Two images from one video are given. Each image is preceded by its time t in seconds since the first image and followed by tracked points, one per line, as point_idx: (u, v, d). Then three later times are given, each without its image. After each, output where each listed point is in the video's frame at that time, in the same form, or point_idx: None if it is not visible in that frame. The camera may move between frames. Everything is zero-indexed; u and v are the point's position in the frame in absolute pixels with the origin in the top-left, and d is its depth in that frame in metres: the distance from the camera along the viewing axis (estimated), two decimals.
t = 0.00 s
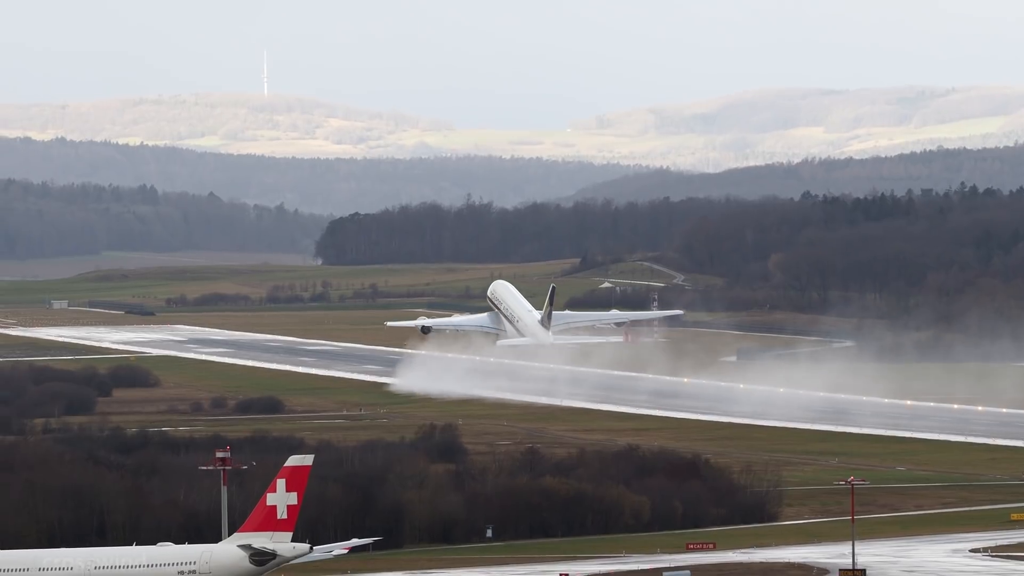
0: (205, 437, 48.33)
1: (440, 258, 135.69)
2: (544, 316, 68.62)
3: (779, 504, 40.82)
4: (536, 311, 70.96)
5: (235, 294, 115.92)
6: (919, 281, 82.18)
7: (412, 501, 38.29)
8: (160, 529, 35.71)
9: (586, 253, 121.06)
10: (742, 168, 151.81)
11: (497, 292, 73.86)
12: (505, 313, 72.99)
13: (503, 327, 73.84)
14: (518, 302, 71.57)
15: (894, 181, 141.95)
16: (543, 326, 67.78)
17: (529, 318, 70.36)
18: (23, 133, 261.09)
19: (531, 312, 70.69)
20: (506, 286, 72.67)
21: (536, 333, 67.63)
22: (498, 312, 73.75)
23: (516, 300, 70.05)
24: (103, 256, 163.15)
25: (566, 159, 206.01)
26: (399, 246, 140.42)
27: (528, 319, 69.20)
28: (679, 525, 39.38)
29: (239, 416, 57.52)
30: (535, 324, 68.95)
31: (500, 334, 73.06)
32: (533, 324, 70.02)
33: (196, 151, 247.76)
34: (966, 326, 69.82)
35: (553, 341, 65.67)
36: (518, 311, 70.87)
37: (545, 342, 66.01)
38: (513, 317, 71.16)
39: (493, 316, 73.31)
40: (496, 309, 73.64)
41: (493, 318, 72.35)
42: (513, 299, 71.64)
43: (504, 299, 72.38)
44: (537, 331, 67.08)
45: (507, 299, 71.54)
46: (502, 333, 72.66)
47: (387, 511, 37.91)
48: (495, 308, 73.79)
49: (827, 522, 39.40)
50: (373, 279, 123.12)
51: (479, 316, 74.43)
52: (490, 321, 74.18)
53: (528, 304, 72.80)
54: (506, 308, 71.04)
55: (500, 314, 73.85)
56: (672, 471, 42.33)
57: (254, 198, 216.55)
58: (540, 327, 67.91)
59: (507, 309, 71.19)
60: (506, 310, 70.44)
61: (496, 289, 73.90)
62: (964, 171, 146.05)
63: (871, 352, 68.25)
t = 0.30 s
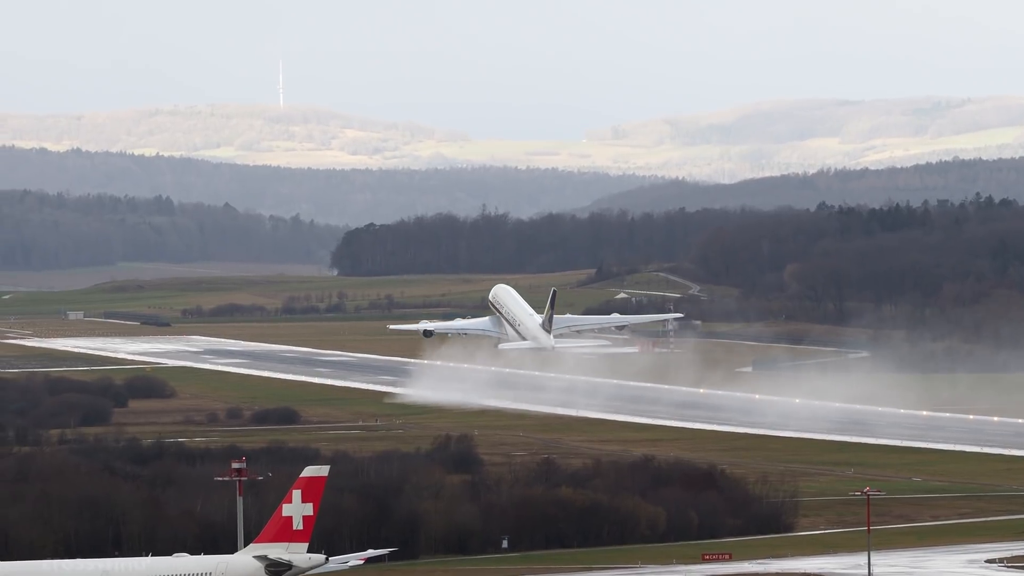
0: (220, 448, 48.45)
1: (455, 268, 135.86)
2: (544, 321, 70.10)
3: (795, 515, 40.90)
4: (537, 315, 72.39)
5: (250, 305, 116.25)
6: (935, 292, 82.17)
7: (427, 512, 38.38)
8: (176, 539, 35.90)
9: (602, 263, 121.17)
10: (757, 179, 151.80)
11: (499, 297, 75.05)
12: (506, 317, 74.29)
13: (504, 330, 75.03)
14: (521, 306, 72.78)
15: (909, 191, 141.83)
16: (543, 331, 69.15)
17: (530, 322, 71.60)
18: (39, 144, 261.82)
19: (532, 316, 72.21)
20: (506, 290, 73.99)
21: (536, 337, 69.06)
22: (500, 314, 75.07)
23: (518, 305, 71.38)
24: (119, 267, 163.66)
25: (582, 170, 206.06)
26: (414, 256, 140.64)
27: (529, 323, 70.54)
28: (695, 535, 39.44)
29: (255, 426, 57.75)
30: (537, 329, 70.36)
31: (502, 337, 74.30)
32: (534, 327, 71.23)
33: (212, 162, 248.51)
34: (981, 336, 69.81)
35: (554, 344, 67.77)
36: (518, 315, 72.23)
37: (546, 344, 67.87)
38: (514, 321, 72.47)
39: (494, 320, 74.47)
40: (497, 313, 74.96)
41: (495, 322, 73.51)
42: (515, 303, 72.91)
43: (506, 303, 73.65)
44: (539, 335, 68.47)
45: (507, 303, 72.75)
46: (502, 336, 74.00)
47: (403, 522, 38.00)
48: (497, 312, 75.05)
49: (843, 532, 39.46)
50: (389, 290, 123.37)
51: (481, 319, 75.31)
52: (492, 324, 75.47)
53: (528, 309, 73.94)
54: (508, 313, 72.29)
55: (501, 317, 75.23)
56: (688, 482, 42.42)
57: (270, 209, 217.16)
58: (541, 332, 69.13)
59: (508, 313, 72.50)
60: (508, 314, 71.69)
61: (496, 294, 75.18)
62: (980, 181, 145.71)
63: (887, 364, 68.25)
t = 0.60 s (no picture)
0: (233, 458, 48.61)
1: (468, 278, 136.01)
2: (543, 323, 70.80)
3: (807, 525, 40.91)
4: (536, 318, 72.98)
5: (263, 316, 116.51)
6: (948, 302, 82.11)
7: (440, 522, 38.39)
8: (189, 550, 36.02)
9: (615, 273, 121.29)
10: (771, 190, 151.76)
11: (497, 300, 75.72)
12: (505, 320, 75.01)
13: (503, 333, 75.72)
14: (519, 308, 73.45)
15: (923, 202, 141.68)
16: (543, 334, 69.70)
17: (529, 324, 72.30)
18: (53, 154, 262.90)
19: (531, 318, 72.83)
20: (506, 293, 74.68)
21: (536, 340, 69.74)
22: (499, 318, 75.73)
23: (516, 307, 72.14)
24: (132, 278, 164.13)
25: (594, 181, 206.42)
26: (427, 267, 140.88)
27: (528, 325, 71.17)
28: (707, 545, 39.46)
29: (267, 437, 57.90)
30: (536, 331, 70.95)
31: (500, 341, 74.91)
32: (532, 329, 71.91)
33: (225, 172, 249.27)
34: (994, 345, 69.72)
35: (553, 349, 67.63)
36: (517, 317, 72.86)
37: (546, 348, 67.44)
38: (513, 323, 73.13)
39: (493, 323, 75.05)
40: (497, 317, 75.62)
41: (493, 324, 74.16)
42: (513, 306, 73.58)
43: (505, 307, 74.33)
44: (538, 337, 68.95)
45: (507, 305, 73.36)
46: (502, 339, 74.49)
47: (416, 532, 38.01)
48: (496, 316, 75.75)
49: (856, 543, 39.44)
50: (402, 300, 123.51)
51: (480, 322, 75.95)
52: (491, 327, 76.08)
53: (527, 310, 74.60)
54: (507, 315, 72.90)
55: (501, 321, 75.89)
56: (700, 493, 42.47)
57: (283, 219, 217.78)
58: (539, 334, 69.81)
59: (508, 316, 73.19)
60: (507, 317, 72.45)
61: (496, 298, 75.86)
62: (992, 192, 145.57)
63: (899, 375, 68.27)
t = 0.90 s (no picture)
0: (244, 469, 48.73)
1: (479, 288, 136.07)
2: (540, 325, 71.79)
3: (818, 535, 40.89)
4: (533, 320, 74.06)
5: (274, 326, 116.63)
6: (959, 311, 82.06)
7: (451, 532, 38.41)
8: (200, 559, 36.04)
9: (626, 283, 121.23)
10: (782, 199, 151.62)
11: (495, 303, 76.69)
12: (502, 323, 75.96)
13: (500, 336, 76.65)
14: (515, 311, 74.44)
15: (934, 212, 141.45)
16: (540, 335, 70.78)
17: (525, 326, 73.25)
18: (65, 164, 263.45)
19: (527, 321, 73.77)
20: (504, 296, 75.61)
21: (532, 341, 70.76)
22: (495, 320, 76.75)
23: (513, 309, 73.09)
24: (143, 288, 164.32)
25: (604, 191, 206.30)
26: (437, 277, 140.93)
27: (524, 328, 72.15)
28: (718, 555, 39.42)
29: (278, 447, 58.01)
30: (533, 333, 72.03)
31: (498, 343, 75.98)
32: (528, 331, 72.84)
33: (236, 182, 249.65)
34: (1005, 356, 69.63)
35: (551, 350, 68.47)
36: (514, 319, 73.80)
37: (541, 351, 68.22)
38: (510, 326, 74.02)
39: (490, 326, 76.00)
40: (495, 319, 76.58)
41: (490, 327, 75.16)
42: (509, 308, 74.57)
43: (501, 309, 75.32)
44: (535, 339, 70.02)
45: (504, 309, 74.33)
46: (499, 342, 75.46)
47: (427, 542, 38.06)
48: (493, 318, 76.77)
49: (867, 552, 39.42)
50: (412, 310, 123.54)
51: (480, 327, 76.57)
52: (488, 330, 77.10)
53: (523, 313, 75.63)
54: (504, 317, 73.80)
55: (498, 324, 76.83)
56: (711, 503, 42.46)
57: (293, 229, 218.30)
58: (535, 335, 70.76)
59: (504, 318, 74.11)
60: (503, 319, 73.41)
61: (494, 300, 76.80)
62: (1003, 202, 145.20)
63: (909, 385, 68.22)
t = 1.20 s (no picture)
0: (250, 477, 48.73)
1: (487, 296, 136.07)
2: (534, 326, 72.29)
3: (826, 544, 40.81)
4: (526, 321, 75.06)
5: (281, 335, 116.64)
6: (965, 319, 81.97)
7: (459, 541, 38.38)
8: (206, 567, 36.01)
9: (633, 292, 121.14)
10: (789, 209, 151.55)
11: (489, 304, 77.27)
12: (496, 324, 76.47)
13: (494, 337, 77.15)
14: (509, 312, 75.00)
15: (942, 221, 141.37)
16: (533, 336, 71.71)
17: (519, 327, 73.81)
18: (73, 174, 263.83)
19: (521, 322, 74.36)
20: (498, 297, 76.18)
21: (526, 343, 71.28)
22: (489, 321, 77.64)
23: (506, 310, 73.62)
24: (150, 297, 164.38)
25: (611, 200, 206.44)
26: (444, 285, 140.96)
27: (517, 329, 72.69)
28: (726, 564, 39.34)
29: (285, 456, 58.02)
30: (526, 334, 72.96)
31: (490, 344, 76.88)
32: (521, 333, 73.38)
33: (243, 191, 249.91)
34: (1013, 365, 69.51)
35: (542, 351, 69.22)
36: (508, 320, 74.35)
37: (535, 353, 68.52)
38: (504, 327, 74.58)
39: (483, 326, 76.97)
40: (489, 320, 77.13)
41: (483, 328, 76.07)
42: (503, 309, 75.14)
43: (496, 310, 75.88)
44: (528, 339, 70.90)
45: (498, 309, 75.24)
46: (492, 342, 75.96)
47: (434, 551, 38.04)
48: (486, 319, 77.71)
49: (875, 561, 39.32)
50: (419, 319, 123.52)
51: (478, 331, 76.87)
52: (482, 331, 77.69)
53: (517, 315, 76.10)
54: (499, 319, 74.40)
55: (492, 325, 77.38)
56: (719, 513, 42.40)
57: (299, 238, 218.77)
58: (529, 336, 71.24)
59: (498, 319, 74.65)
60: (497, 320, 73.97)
61: (488, 302, 77.36)
62: (1011, 212, 145.06)
63: (917, 394, 68.12)
